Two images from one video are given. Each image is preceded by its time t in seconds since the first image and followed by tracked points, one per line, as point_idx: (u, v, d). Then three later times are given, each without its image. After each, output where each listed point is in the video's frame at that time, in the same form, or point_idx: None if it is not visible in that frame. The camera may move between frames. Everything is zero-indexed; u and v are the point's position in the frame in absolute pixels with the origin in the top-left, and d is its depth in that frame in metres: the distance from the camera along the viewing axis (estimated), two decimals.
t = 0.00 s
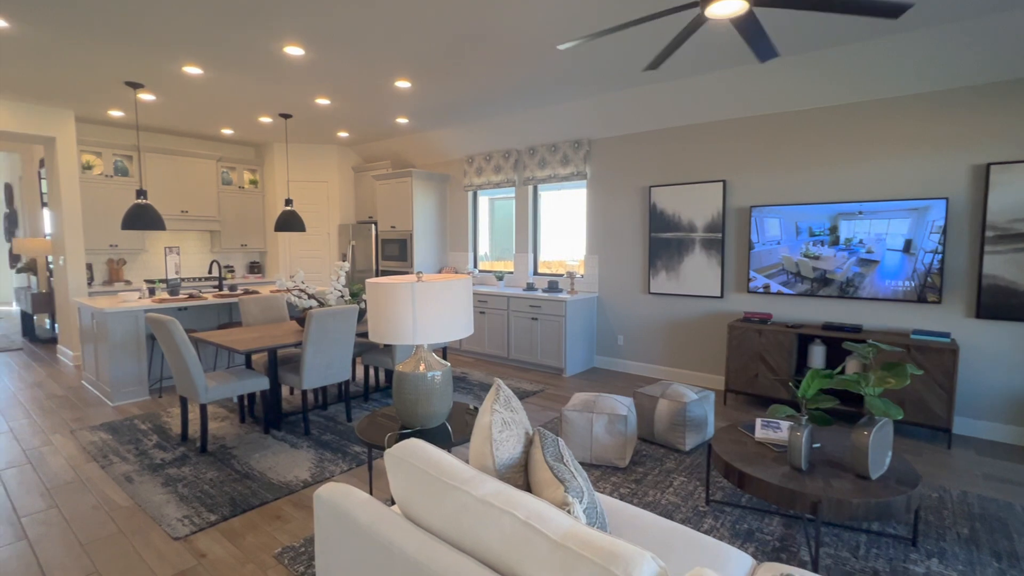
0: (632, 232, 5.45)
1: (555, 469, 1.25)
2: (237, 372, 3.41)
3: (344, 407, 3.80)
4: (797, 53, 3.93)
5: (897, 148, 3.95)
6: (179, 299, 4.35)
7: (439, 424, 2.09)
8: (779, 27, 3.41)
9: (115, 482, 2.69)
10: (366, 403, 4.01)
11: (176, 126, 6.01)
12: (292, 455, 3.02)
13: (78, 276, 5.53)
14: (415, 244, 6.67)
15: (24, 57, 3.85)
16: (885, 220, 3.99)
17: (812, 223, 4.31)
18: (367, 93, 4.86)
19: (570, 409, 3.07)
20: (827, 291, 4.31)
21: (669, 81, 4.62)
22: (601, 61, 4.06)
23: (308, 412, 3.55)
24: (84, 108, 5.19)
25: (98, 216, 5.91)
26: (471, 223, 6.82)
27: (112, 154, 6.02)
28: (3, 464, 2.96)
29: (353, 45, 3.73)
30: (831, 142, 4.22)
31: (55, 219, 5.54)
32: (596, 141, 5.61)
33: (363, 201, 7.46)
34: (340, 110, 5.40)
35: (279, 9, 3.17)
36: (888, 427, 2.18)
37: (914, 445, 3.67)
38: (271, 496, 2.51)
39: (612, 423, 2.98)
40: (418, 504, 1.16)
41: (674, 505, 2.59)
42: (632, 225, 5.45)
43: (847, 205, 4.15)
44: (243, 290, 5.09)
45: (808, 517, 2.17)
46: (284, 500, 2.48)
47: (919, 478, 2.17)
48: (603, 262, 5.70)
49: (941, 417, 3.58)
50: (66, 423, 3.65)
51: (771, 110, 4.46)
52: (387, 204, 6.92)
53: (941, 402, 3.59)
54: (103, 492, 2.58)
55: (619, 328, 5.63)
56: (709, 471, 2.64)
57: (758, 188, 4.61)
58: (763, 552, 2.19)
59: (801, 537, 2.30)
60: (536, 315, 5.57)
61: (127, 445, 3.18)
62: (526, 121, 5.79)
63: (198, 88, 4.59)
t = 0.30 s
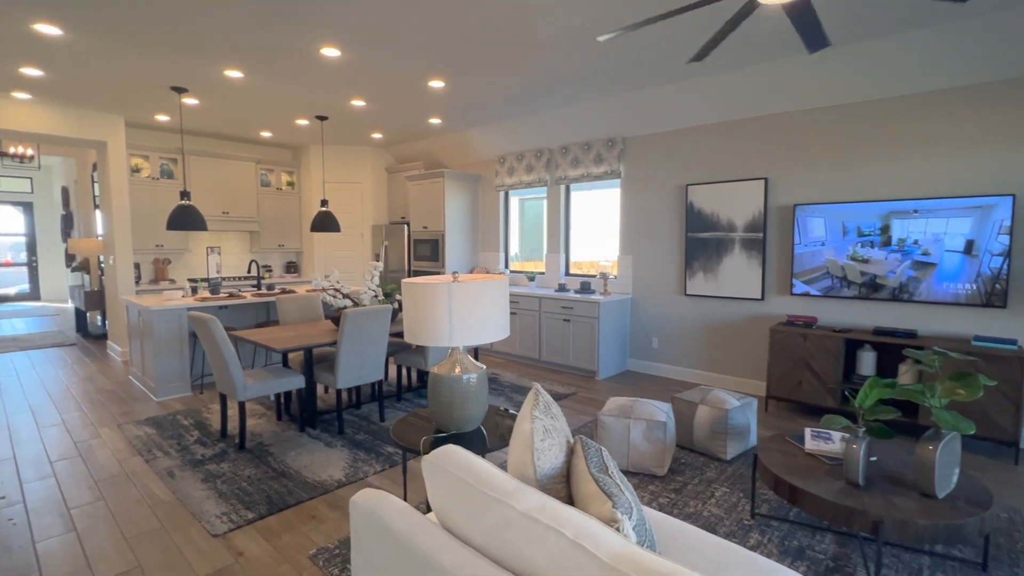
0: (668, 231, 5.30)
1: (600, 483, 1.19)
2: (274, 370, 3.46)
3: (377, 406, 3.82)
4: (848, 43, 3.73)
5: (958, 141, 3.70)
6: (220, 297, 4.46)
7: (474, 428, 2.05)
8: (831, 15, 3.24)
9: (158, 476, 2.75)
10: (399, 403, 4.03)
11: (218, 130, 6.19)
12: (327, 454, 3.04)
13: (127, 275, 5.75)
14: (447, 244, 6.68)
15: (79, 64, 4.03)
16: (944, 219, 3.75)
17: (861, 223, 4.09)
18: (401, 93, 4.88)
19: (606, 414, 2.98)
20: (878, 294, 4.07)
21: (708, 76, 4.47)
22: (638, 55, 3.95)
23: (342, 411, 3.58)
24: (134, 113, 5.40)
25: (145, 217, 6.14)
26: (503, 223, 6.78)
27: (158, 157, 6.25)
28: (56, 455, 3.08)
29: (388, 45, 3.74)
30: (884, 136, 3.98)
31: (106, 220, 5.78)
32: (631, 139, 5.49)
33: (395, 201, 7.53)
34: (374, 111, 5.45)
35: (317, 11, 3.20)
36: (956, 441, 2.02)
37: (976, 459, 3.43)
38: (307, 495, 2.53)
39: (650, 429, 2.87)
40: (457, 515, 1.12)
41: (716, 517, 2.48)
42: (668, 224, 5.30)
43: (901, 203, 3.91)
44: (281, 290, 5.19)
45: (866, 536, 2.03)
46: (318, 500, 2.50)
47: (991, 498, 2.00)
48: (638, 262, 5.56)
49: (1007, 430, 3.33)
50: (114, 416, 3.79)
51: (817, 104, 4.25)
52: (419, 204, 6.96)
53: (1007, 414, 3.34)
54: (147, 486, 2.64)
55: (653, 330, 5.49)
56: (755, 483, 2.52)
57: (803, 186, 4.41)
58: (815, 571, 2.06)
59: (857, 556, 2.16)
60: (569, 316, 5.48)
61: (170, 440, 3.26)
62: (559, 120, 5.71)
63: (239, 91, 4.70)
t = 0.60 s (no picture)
0: (705, 232, 5.12)
1: (659, 503, 1.11)
2: (309, 370, 3.48)
3: (409, 408, 3.82)
4: (904, 31, 3.52)
5: None
6: (256, 297, 4.52)
7: (513, 435, 1.99)
8: (887, 2, 3.05)
9: (198, 475, 2.79)
10: (430, 405, 4.01)
11: (254, 132, 6.31)
12: (361, 456, 3.05)
13: (168, 275, 5.92)
14: (476, 245, 6.64)
15: (124, 70, 4.15)
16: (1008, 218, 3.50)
17: (915, 223, 3.85)
18: (433, 94, 4.87)
19: (645, 422, 2.88)
20: (934, 298, 3.83)
21: (750, 70, 4.29)
22: (677, 50, 3.82)
23: (375, 412, 3.59)
24: (175, 117, 5.56)
25: (185, 218, 6.31)
26: (533, 224, 6.71)
27: (198, 160, 6.41)
28: (101, 451, 3.16)
29: (422, 45, 3.71)
30: (942, 130, 3.74)
31: (148, 221, 5.96)
32: (666, 137, 5.33)
33: (425, 202, 7.54)
34: (406, 112, 5.46)
35: (352, 12, 3.19)
36: None
37: None
38: (341, 498, 2.54)
39: (692, 438, 2.75)
40: (508, 535, 1.06)
41: (765, 534, 2.35)
42: (705, 224, 5.12)
43: (959, 201, 3.68)
44: (314, 290, 5.24)
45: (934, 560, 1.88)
46: (353, 503, 2.50)
47: None
48: (672, 263, 5.40)
49: None
50: (156, 413, 3.88)
51: (868, 97, 4.03)
52: (449, 205, 6.94)
53: None
54: (187, 485, 2.68)
55: (688, 333, 5.32)
56: (807, 498, 2.38)
57: (851, 183, 4.18)
58: None
59: None
60: (601, 319, 5.37)
61: (208, 439, 3.32)
62: (592, 118, 5.60)
63: (275, 94, 4.77)
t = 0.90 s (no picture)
0: (741, 232, 4.91)
1: (730, 533, 1.01)
2: (340, 372, 3.47)
3: (438, 411, 3.79)
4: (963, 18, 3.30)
5: None
6: (286, 298, 4.55)
7: (553, 446, 1.92)
8: None
9: (231, 477, 2.81)
10: (459, 408, 3.97)
11: (285, 134, 6.38)
12: (391, 461, 3.03)
13: (201, 275, 6.02)
14: (503, 245, 6.55)
15: (160, 73, 4.22)
16: None
17: (972, 223, 3.62)
18: (463, 92, 4.82)
19: (685, 431, 2.75)
20: (994, 303, 3.58)
21: (792, 63, 4.11)
22: (715, 43, 3.68)
23: (405, 415, 3.57)
24: (209, 119, 5.65)
25: (218, 219, 6.42)
26: (561, 224, 6.59)
27: (230, 162, 6.52)
28: (138, 450, 3.20)
29: (453, 42, 3.66)
30: (1005, 123, 3.50)
31: (183, 222, 6.08)
32: (700, 134, 5.15)
33: (452, 203, 7.49)
34: (435, 111, 5.43)
35: (383, 9, 3.16)
36: None
37: None
38: (373, 504, 2.53)
39: (736, 449, 2.63)
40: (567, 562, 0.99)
41: (818, 553, 2.21)
42: (741, 224, 4.91)
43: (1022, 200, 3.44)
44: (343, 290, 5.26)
45: None
46: (385, 509, 2.49)
47: None
48: (706, 265, 5.20)
49: None
50: (190, 412, 3.93)
51: (920, 89, 3.80)
52: (476, 205, 6.88)
53: None
54: (220, 487, 2.70)
55: (722, 337, 5.12)
56: (863, 517, 2.23)
57: (901, 181, 3.95)
58: None
59: None
60: (632, 321, 5.23)
61: (241, 439, 3.34)
62: (623, 116, 5.47)
63: (305, 95, 4.80)
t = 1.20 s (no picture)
0: (773, 230, 4.67)
1: (800, 563, 0.93)
2: (364, 373, 3.44)
3: (462, 414, 3.74)
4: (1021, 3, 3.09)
5: None
6: (310, 298, 4.54)
7: (588, 455, 1.84)
8: None
9: (256, 479, 2.80)
10: (483, 411, 3.90)
11: (308, 134, 6.39)
12: (415, 464, 3.00)
13: (226, 275, 6.07)
14: (525, 244, 6.42)
15: (187, 73, 4.24)
16: None
17: None
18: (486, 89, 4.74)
19: (721, 439, 2.61)
20: None
21: (831, 55, 3.93)
22: (749, 34, 3.53)
23: (429, 418, 3.53)
24: (234, 120, 5.70)
25: (243, 219, 6.47)
26: (584, 223, 6.45)
27: (255, 162, 6.57)
28: (164, 449, 3.22)
29: (478, 36, 3.57)
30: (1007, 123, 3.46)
31: (209, 222, 6.14)
32: (730, 130, 4.94)
33: (473, 202, 7.42)
34: (457, 109, 5.37)
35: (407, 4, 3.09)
36: None
37: None
38: (398, 510, 2.49)
39: (776, 459, 2.51)
40: None
41: (868, 573, 2.08)
42: (774, 223, 4.67)
43: None
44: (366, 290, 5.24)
45: None
46: (410, 516, 2.45)
47: None
48: (735, 265, 4.97)
49: None
50: (215, 411, 3.95)
51: (971, 79, 3.58)
52: (498, 205, 6.78)
53: None
54: (245, 489, 2.69)
55: (753, 340, 4.89)
56: (918, 536, 2.08)
57: (948, 176, 3.72)
58: None
59: None
60: (659, 323, 5.09)
61: (265, 439, 3.33)
62: (649, 112, 5.32)
63: (329, 93, 4.78)
